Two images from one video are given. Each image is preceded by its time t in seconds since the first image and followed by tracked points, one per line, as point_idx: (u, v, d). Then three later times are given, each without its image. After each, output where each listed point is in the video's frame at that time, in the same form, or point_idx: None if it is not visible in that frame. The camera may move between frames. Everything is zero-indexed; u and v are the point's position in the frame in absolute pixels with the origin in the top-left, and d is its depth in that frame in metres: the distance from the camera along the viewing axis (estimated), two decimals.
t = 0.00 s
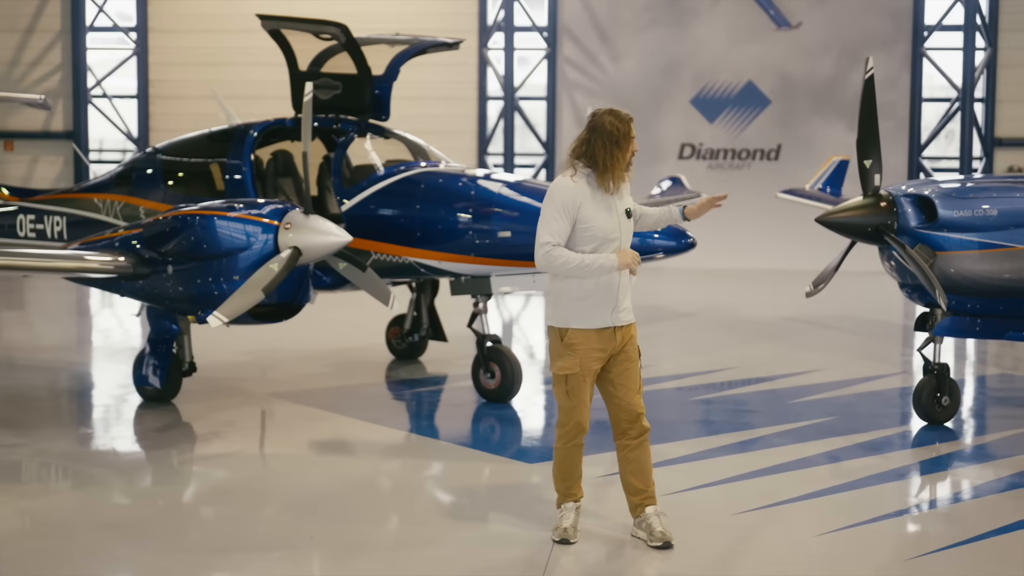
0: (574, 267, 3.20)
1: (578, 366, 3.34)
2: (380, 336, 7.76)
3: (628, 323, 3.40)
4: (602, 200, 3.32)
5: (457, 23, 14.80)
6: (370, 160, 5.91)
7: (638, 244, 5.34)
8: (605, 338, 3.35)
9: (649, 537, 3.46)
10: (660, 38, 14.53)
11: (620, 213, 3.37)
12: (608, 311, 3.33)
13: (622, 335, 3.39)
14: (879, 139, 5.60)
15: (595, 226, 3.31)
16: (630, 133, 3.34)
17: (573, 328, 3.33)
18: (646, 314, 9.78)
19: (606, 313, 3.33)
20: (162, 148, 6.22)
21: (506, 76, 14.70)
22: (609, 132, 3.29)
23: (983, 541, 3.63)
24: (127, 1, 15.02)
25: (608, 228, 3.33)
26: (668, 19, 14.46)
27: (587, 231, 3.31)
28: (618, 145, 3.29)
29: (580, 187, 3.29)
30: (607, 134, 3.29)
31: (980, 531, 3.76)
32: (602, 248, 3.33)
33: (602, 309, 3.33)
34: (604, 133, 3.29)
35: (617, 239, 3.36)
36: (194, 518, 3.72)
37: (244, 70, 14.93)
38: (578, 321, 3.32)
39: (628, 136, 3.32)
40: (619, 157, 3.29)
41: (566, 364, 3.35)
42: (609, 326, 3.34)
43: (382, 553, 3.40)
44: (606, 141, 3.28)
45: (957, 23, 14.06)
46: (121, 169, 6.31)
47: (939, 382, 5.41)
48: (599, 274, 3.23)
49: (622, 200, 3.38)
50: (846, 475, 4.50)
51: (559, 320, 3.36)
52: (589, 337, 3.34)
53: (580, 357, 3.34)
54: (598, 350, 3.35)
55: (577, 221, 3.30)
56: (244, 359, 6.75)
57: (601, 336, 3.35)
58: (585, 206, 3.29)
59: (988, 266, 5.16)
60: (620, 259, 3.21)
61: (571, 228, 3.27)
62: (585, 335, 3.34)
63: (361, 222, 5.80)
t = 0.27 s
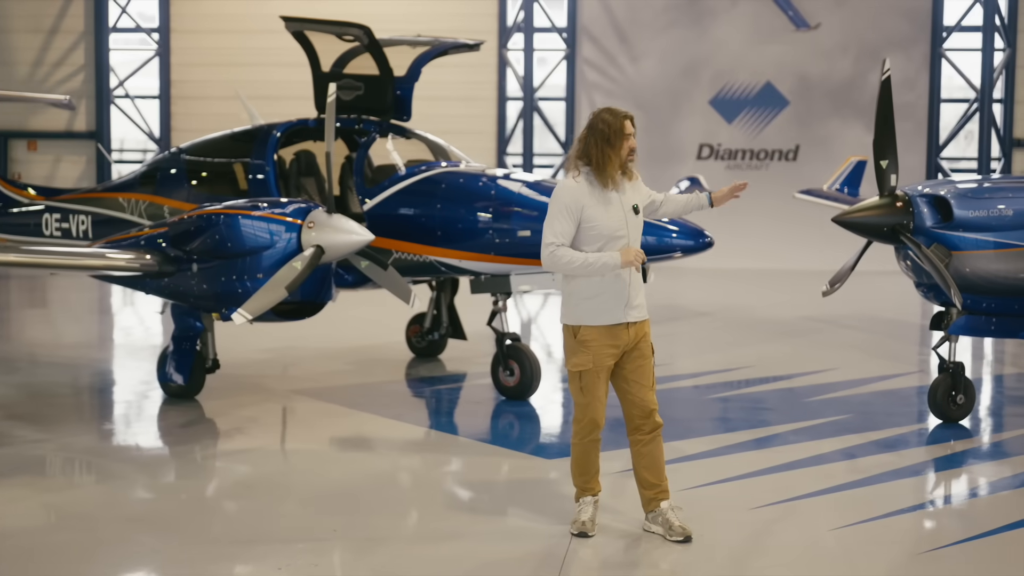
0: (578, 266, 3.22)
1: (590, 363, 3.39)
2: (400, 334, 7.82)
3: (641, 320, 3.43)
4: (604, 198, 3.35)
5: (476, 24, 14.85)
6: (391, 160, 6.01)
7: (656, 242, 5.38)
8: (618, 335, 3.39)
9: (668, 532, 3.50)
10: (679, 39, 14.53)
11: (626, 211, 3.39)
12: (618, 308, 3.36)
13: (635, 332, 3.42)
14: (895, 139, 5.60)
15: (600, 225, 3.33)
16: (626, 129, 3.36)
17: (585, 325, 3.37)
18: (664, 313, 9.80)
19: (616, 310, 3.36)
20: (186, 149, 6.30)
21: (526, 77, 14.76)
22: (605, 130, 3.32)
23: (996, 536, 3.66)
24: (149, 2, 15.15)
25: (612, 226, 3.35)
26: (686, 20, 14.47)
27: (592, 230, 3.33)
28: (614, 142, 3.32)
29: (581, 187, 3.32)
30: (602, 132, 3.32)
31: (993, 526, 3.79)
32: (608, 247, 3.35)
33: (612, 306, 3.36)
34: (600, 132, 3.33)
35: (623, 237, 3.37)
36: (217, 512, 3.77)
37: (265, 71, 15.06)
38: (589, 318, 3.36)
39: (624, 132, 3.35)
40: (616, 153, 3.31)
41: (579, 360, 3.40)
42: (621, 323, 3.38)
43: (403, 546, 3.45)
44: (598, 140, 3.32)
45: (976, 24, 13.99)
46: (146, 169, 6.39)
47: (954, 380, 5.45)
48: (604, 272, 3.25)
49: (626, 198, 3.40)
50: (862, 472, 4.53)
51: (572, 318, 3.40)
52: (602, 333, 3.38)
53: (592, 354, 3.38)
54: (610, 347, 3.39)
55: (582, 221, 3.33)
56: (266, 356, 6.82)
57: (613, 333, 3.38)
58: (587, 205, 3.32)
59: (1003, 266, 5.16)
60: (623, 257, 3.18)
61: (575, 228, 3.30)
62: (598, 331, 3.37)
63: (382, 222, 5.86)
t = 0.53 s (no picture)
0: (561, 265, 3.30)
1: (583, 362, 3.45)
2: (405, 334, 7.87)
3: (638, 320, 3.47)
4: (595, 200, 3.41)
5: (480, 26, 14.91)
6: (396, 162, 6.02)
7: (658, 244, 5.42)
8: (612, 334, 3.44)
9: (669, 528, 3.55)
10: (682, 41, 14.57)
11: (618, 212, 3.43)
12: (612, 309, 3.41)
13: (631, 331, 3.46)
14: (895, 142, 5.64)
15: (590, 226, 3.39)
16: (617, 131, 3.42)
17: (578, 325, 3.43)
18: (666, 314, 9.85)
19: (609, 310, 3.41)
20: (193, 150, 6.35)
21: (529, 78, 14.78)
22: (594, 132, 3.39)
23: (991, 533, 3.71)
24: (155, 4, 15.21)
25: (603, 227, 3.40)
26: (690, 22, 14.52)
27: (581, 231, 3.40)
28: (602, 144, 3.37)
29: (568, 189, 3.40)
30: (591, 135, 3.39)
31: (989, 523, 3.84)
32: (599, 247, 3.41)
33: (606, 306, 3.41)
34: (589, 134, 3.40)
35: (614, 238, 3.41)
36: (223, 509, 3.82)
37: (271, 72, 15.13)
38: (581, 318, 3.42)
39: (614, 134, 3.40)
40: (604, 155, 3.36)
41: (573, 360, 3.47)
42: (615, 322, 3.42)
43: (407, 542, 3.50)
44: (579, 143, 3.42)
45: (979, 26, 14.01)
46: (153, 170, 6.44)
47: (953, 380, 5.49)
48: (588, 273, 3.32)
49: (618, 200, 3.44)
50: (862, 470, 4.57)
51: (567, 317, 3.47)
52: (596, 333, 3.43)
53: (585, 353, 3.45)
54: (604, 346, 3.44)
55: (572, 221, 3.41)
56: (271, 356, 6.88)
57: (606, 333, 3.43)
58: (576, 207, 3.39)
59: (1001, 267, 5.20)
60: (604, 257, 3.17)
61: (562, 228, 3.38)
62: (591, 331, 3.44)
63: (387, 223, 5.90)
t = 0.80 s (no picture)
0: (551, 265, 3.37)
1: (576, 362, 3.50)
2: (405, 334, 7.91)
3: (631, 321, 3.50)
4: (587, 202, 3.45)
5: (480, 27, 14.95)
6: (396, 163, 6.04)
7: (656, 244, 5.46)
8: (605, 335, 3.47)
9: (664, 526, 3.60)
10: (682, 42, 14.61)
11: (611, 215, 3.46)
12: (604, 310, 3.45)
13: (624, 332, 3.49)
14: (891, 144, 5.69)
15: (582, 228, 3.45)
16: (608, 133, 3.45)
17: (571, 325, 3.49)
18: (666, 314, 9.89)
19: (601, 311, 3.45)
20: (195, 151, 6.39)
21: (529, 80, 14.82)
22: (585, 135, 3.44)
23: (985, 531, 3.76)
24: (156, 5, 15.26)
25: (595, 229, 3.44)
26: (690, 24, 14.55)
27: (574, 232, 3.45)
28: (592, 146, 3.42)
29: (560, 191, 3.46)
30: (582, 137, 3.44)
31: (983, 521, 3.89)
32: (591, 248, 3.45)
33: (598, 307, 3.45)
34: (580, 137, 3.45)
35: (606, 239, 3.45)
36: (225, 508, 3.86)
37: (271, 73, 15.16)
38: (574, 319, 3.47)
39: (604, 137, 3.44)
40: (594, 158, 3.41)
41: (566, 360, 3.52)
42: (605, 322, 3.46)
43: (408, 540, 3.54)
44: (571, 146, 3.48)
45: (977, 28, 14.06)
46: (155, 171, 6.49)
47: (949, 380, 5.53)
48: (578, 274, 3.37)
49: (610, 202, 3.48)
50: (859, 468, 4.61)
51: (561, 317, 3.53)
52: (587, 333, 3.47)
53: (577, 353, 3.49)
54: (597, 346, 3.48)
55: (564, 222, 3.47)
56: (272, 356, 6.91)
57: (598, 333, 3.47)
58: (568, 208, 3.45)
59: (997, 268, 5.25)
60: (593, 258, 3.28)
61: (555, 229, 3.45)
62: (582, 331, 3.48)
63: (388, 224, 5.95)
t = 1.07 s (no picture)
0: (547, 266, 3.42)
1: (571, 361, 3.57)
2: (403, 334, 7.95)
3: (627, 320, 3.55)
4: (584, 203, 3.50)
5: (477, 29, 15.00)
6: (394, 164, 6.08)
7: (650, 244, 5.51)
8: (601, 334, 3.53)
9: (656, 524, 3.61)
10: (678, 44, 14.67)
11: (608, 215, 3.51)
12: (600, 309, 3.51)
13: (620, 331, 3.55)
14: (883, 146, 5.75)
15: (579, 229, 3.49)
16: (605, 135, 3.51)
17: (567, 324, 3.55)
18: (662, 314, 9.94)
19: (597, 311, 3.51)
20: (194, 153, 6.42)
21: (526, 81, 14.88)
22: (582, 136, 3.49)
23: (974, 527, 3.82)
24: (155, 7, 15.29)
25: (591, 229, 3.49)
26: (686, 26, 14.61)
27: (571, 233, 3.50)
28: (589, 147, 3.47)
29: (558, 192, 3.51)
30: (579, 139, 3.50)
31: (972, 518, 3.94)
32: (588, 248, 3.50)
33: (595, 307, 3.51)
34: (577, 139, 3.51)
35: (603, 239, 3.50)
36: (224, 507, 3.89)
37: (269, 75, 15.20)
38: (570, 318, 3.54)
39: (601, 138, 3.49)
40: (591, 159, 3.46)
41: (562, 358, 3.59)
42: (600, 323, 3.52)
43: (406, 537, 3.58)
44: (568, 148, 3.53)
45: (972, 30, 14.15)
46: (154, 172, 6.52)
47: (941, 379, 5.58)
48: (574, 274, 3.42)
49: (607, 203, 3.52)
50: (852, 466, 4.67)
51: (558, 317, 3.59)
52: (582, 333, 3.54)
53: (573, 352, 3.56)
54: (593, 345, 3.54)
55: (562, 223, 3.52)
56: (271, 356, 6.95)
57: (593, 332, 3.53)
58: (565, 209, 3.50)
59: (989, 268, 5.30)
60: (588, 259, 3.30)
61: (552, 229, 3.50)
62: (576, 331, 3.55)
63: (385, 225, 5.99)
